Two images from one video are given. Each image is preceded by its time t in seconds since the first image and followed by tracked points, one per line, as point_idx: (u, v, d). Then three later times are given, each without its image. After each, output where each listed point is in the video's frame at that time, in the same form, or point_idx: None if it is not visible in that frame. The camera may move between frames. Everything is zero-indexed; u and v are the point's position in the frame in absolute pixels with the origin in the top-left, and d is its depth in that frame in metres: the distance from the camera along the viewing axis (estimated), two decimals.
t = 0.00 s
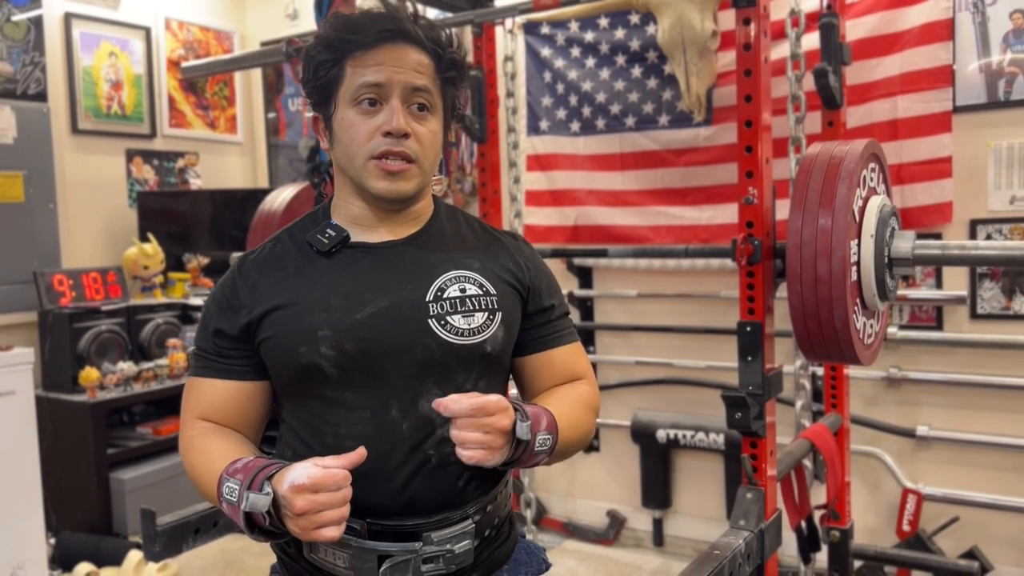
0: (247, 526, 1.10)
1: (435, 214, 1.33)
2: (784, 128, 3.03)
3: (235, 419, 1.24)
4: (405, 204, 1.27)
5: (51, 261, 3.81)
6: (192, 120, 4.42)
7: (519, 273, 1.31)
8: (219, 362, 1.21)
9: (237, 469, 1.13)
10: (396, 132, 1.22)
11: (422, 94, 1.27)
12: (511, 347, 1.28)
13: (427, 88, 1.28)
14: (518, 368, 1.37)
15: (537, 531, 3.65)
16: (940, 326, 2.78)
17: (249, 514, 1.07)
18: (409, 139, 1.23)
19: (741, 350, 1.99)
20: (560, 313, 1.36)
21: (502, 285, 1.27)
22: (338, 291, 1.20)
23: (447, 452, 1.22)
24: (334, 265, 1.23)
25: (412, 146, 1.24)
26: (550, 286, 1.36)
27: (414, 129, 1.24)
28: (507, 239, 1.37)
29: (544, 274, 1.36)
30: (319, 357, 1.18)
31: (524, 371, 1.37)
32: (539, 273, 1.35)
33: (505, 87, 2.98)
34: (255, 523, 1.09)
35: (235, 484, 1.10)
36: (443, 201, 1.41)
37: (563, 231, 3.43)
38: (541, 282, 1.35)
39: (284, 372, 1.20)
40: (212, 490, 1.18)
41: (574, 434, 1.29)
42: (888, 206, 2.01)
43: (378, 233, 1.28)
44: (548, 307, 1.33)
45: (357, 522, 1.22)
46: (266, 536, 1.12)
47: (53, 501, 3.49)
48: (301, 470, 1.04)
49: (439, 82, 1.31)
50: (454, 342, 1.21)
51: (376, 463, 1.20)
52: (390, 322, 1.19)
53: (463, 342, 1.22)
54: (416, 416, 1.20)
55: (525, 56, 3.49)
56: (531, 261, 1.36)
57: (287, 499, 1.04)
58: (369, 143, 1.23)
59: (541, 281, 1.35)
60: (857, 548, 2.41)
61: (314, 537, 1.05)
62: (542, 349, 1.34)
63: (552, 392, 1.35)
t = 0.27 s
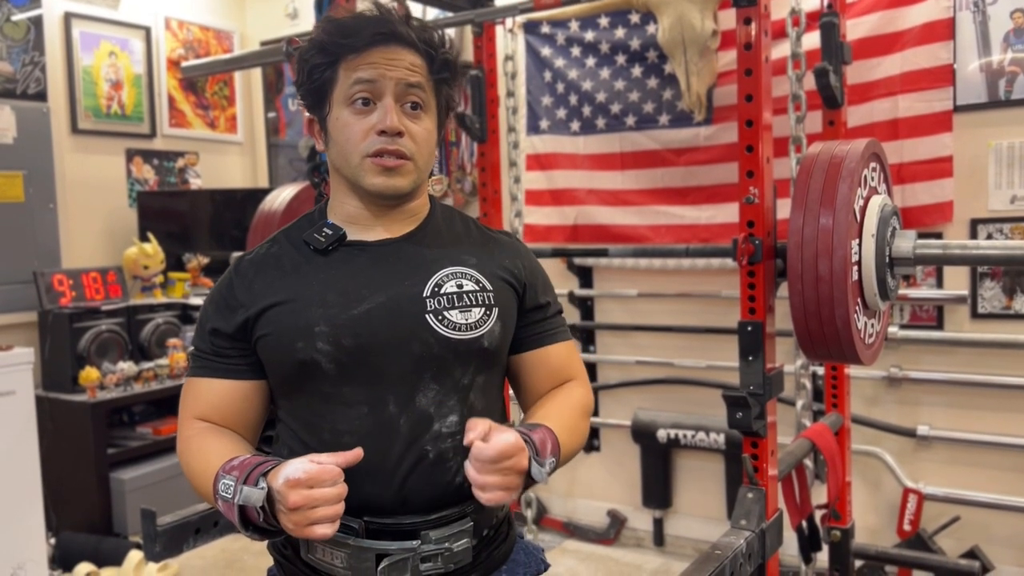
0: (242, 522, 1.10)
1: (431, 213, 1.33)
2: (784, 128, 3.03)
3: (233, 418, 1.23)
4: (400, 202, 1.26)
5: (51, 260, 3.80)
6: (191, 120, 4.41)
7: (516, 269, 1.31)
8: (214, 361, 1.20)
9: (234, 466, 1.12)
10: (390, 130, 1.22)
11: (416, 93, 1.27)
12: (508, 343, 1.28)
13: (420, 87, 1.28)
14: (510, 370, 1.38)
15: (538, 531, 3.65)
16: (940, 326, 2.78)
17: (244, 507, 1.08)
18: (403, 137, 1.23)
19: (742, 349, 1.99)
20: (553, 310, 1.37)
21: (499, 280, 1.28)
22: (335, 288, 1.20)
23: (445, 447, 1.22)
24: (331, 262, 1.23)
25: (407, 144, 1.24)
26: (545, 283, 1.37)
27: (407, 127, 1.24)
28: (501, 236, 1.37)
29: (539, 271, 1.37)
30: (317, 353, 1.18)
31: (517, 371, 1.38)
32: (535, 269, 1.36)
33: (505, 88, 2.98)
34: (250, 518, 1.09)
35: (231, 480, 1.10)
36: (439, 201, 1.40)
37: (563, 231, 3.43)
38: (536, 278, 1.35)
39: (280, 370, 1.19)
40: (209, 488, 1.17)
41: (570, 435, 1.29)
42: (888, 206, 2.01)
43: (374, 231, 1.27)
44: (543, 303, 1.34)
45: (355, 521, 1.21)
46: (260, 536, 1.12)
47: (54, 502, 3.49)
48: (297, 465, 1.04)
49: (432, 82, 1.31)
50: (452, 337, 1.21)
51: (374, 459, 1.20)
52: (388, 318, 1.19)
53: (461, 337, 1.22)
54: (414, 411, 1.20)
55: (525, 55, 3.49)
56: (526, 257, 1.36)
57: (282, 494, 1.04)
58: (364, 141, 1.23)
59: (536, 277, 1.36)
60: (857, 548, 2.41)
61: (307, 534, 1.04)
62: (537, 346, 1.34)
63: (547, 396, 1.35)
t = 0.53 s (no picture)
0: (244, 528, 1.09)
1: (430, 213, 1.33)
2: (784, 128, 3.03)
3: (233, 422, 1.22)
4: (399, 202, 1.26)
5: (51, 261, 3.80)
6: (191, 120, 4.41)
7: (516, 268, 1.32)
8: (214, 365, 1.20)
9: (236, 471, 1.12)
10: (387, 130, 1.22)
11: (412, 93, 1.27)
12: (509, 342, 1.29)
13: (416, 86, 1.28)
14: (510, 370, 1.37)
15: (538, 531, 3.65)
16: (940, 326, 2.78)
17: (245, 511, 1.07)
18: (401, 137, 1.23)
19: (742, 349, 1.99)
20: (553, 306, 1.37)
21: (499, 279, 1.28)
22: (336, 289, 1.20)
23: (447, 447, 1.22)
24: (332, 264, 1.23)
25: (404, 144, 1.23)
26: (545, 280, 1.37)
27: (404, 127, 1.24)
28: (499, 234, 1.38)
29: (538, 268, 1.37)
30: (318, 354, 1.17)
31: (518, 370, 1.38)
32: (534, 267, 1.36)
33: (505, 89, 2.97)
34: (251, 525, 1.09)
35: (234, 484, 1.10)
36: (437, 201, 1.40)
37: (562, 231, 3.43)
38: (536, 276, 1.35)
39: (282, 371, 1.19)
40: (210, 492, 1.17)
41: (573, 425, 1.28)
42: (888, 206, 2.01)
43: (374, 232, 1.27)
44: (543, 300, 1.34)
45: (357, 522, 1.21)
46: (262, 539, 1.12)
47: (54, 502, 3.49)
48: (300, 471, 1.04)
49: (429, 81, 1.31)
50: (454, 336, 1.21)
51: (376, 460, 1.20)
52: (389, 318, 1.19)
53: (462, 336, 1.22)
54: (415, 411, 1.20)
55: (525, 55, 3.49)
56: (525, 255, 1.36)
57: (284, 499, 1.03)
58: (361, 143, 1.23)
59: (536, 275, 1.36)
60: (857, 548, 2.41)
61: (307, 540, 1.04)
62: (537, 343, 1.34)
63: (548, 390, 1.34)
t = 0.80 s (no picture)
0: (250, 534, 1.09)
1: (435, 215, 1.33)
2: (784, 129, 3.03)
3: (239, 425, 1.23)
4: (406, 207, 1.27)
5: (51, 262, 3.80)
6: (191, 121, 4.41)
7: (519, 269, 1.31)
8: (220, 368, 1.21)
9: (243, 476, 1.12)
10: (395, 137, 1.22)
11: (416, 96, 1.27)
12: (514, 344, 1.29)
13: (420, 89, 1.27)
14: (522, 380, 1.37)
15: (537, 531, 3.65)
16: (939, 326, 2.78)
17: (252, 521, 1.07)
18: (408, 143, 1.23)
19: (742, 350, 1.99)
20: (557, 303, 1.36)
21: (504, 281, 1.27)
22: (341, 293, 1.20)
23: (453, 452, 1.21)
24: (337, 268, 1.23)
25: (412, 149, 1.24)
26: (549, 278, 1.37)
27: (411, 131, 1.24)
28: (502, 234, 1.37)
29: (542, 268, 1.37)
30: (324, 359, 1.18)
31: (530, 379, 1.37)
32: (538, 267, 1.35)
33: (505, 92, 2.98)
34: (257, 532, 1.09)
35: (241, 491, 1.10)
36: (441, 201, 1.40)
37: (561, 231, 3.43)
38: (540, 275, 1.35)
39: (289, 374, 1.20)
40: (217, 495, 1.18)
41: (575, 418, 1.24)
42: (888, 206, 2.01)
43: (381, 237, 1.27)
44: (543, 297, 1.34)
45: (362, 522, 1.24)
46: (267, 546, 1.11)
47: (53, 503, 3.49)
48: (309, 482, 1.04)
49: (431, 82, 1.31)
50: (459, 340, 1.21)
51: (382, 462, 1.20)
52: (394, 323, 1.19)
53: (467, 340, 1.22)
54: (421, 415, 1.19)
55: (525, 56, 3.49)
56: (530, 255, 1.36)
57: (292, 510, 1.03)
58: (368, 150, 1.23)
59: (540, 274, 1.35)
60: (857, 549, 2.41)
61: (313, 552, 1.03)
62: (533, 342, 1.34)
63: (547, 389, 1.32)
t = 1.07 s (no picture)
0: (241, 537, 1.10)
1: (445, 216, 1.33)
2: (783, 129, 3.03)
3: (247, 425, 1.24)
4: (412, 210, 1.26)
5: (50, 263, 3.80)
6: (190, 122, 4.41)
7: (531, 276, 1.30)
8: (226, 368, 1.22)
9: (240, 479, 1.13)
10: (399, 140, 1.22)
11: (421, 96, 1.26)
12: (522, 352, 1.28)
13: (424, 88, 1.26)
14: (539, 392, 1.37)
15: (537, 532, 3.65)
16: (939, 327, 2.78)
17: (240, 527, 1.08)
18: (413, 146, 1.23)
19: (741, 351, 1.99)
20: (571, 313, 1.35)
21: (511, 289, 1.26)
22: (345, 298, 1.20)
23: (454, 457, 1.21)
24: (342, 272, 1.23)
25: (417, 152, 1.23)
26: (563, 285, 1.35)
27: (415, 133, 1.24)
28: (517, 237, 1.36)
29: (557, 275, 1.35)
30: (326, 365, 1.18)
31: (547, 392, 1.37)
32: (552, 275, 1.34)
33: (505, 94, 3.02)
34: (248, 538, 1.09)
35: (235, 495, 1.11)
36: (452, 202, 1.40)
37: (561, 232, 3.43)
38: (555, 283, 1.33)
39: (293, 378, 1.20)
40: (218, 494, 1.17)
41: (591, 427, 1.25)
42: (887, 207, 2.01)
43: (388, 240, 1.27)
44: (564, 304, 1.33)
45: (362, 526, 1.23)
46: (261, 552, 1.11)
47: (53, 504, 3.49)
48: (294, 491, 1.03)
49: (437, 80, 1.29)
50: (463, 349, 1.20)
51: (383, 468, 1.20)
52: (397, 329, 1.18)
53: (472, 348, 1.21)
54: (424, 421, 1.20)
55: (524, 57, 3.49)
56: (543, 261, 1.34)
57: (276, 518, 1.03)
58: (373, 153, 1.22)
59: (555, 281, 1.34)
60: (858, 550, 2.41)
61: (296, 562, 1.02)
62: (557, 349, 1.34)
63: (568, 404, 1.31)
